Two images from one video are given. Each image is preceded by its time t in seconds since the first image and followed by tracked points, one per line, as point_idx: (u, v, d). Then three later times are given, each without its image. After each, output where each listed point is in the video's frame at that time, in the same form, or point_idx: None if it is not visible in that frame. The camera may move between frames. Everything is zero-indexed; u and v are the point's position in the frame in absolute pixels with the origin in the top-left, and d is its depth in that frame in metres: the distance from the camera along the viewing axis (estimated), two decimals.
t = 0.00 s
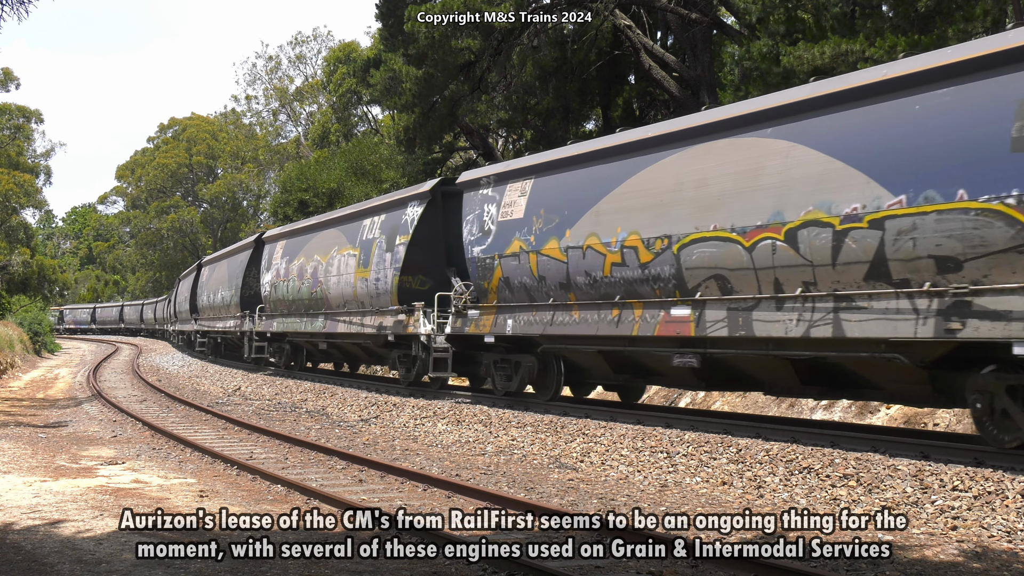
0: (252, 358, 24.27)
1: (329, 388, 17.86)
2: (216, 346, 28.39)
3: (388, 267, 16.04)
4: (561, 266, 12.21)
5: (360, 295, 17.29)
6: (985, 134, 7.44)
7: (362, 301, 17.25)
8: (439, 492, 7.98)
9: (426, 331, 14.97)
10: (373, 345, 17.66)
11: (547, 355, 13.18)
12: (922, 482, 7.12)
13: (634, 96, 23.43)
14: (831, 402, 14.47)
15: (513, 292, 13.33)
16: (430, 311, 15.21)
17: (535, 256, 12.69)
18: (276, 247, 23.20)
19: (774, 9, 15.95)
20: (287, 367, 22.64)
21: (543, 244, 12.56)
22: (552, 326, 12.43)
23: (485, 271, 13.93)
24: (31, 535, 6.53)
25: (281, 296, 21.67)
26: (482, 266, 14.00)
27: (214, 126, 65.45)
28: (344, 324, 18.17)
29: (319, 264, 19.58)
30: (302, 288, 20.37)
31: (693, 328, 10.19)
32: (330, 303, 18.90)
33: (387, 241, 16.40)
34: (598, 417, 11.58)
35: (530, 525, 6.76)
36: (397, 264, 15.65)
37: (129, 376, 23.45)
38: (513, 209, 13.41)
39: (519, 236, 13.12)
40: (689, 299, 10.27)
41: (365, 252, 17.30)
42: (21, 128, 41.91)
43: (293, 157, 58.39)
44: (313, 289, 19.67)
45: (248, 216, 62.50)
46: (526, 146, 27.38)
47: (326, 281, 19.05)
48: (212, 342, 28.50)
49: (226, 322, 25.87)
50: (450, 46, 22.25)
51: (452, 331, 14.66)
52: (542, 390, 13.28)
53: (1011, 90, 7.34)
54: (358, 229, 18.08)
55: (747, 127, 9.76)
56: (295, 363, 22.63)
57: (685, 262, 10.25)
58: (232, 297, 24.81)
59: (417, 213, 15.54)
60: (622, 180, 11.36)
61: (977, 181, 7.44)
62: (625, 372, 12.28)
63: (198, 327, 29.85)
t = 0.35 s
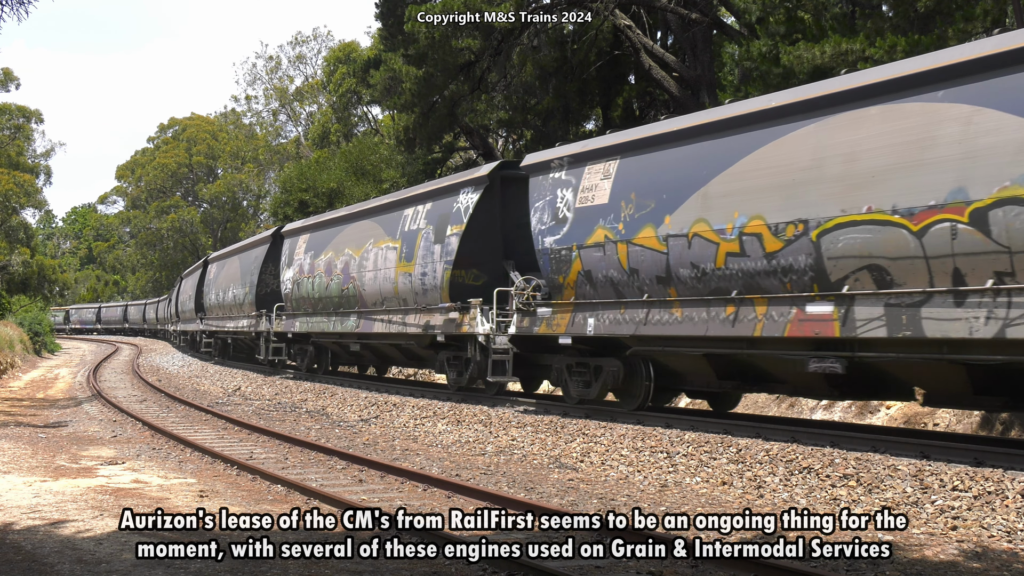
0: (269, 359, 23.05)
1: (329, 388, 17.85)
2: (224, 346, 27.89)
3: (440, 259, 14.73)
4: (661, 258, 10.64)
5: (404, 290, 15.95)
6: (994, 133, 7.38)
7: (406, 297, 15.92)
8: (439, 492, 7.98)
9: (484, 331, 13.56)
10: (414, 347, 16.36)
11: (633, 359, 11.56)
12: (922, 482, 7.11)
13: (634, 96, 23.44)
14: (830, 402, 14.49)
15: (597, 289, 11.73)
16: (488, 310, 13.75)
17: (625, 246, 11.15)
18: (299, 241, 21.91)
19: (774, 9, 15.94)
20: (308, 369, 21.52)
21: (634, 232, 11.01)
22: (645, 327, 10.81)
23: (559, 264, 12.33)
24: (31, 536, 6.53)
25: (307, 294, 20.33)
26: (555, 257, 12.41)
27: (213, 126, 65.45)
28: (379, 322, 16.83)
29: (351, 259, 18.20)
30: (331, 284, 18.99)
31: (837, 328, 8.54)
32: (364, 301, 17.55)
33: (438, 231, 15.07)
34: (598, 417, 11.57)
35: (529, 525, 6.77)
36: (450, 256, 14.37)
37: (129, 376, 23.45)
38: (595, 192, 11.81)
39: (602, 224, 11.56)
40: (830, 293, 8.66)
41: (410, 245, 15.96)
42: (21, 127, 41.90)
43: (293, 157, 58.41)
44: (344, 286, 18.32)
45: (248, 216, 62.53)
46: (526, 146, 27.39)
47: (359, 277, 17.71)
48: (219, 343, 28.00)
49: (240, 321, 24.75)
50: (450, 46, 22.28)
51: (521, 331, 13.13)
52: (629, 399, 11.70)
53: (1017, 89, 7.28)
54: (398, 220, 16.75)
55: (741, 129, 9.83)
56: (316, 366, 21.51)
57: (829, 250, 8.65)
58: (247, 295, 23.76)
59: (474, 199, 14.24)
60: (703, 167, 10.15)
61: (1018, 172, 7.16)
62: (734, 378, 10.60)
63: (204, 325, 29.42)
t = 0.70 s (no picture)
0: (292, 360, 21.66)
1: (329, 388, 17.85)
2: (234, 347, 27.11)
3: (502, 252, 13.20)
4: (793, 247, 9.10)
5: (457, 286, 14.38)
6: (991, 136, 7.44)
7: (459, 294, 14.36)
8: (439, 492, 7.97)
9: (558, 332, 12.09)
10: (466, 350, 14.93)
11: (747, 362, 10.13)
12: (922, 482, 7.11)
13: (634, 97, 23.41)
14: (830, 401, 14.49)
15: (707, 284, 10.23)
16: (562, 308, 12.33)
17: (745, 234, 9.61)
18: (327, 235, 20.32)
19: (774, 9, 15.93)
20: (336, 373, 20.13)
21: (757, 217, 9.50)
22: (772, 326, 9.28)
23: (656, 254, 10.86)
24: (31, 535, 6.53)
25: (337, 291, 18.76)
26: (651, 249, 10.94)
27: (213, 126, 65.39)
28: (425, 323, 15.30)
29: (392, 253, 16.59)
30: (367, 281, 17.40)
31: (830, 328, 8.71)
32: (406, 299, 16.00)
33: (498, 221, 13.50)
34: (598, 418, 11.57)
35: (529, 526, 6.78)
36: (516, 248, 12.84)
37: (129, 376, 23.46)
38: (703, 171, 10.29)
39: (714, 208, 10.04)
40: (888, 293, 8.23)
41: (463, 236, 14.36)
42: (21, 127, 41.94)
43: (293, 156, 58.45)
44: (382, 283, 16.78)
45: (248, 216, 62.54)
46: (526, 146, 27.39)
47: (400, 273, 16.14)
48: (229, 344, 27.17)
49: (257, 320, 23.36)
50: (451, 47, 22.37)
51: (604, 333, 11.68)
52: (739, 408, 10.29)
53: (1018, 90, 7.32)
54: (447, 210, 15.17)
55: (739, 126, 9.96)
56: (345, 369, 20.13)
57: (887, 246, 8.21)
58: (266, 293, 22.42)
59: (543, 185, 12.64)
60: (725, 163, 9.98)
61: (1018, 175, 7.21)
62: (878, 387, 9.21)
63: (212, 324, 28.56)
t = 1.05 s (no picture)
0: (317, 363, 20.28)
1: (329, 388, 17.85)
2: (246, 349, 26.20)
3: (582, 243, 11.77)
4: (909, 235, 8.09)
5: (524, 281, 12.95)
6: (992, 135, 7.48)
7: (527, 290, 12.93)
8: (439, 492, 7.97)
9: (654, 333, 10.66)
10: (531, 352, 13.55)
11: (905, 367, 8.60)
12: (922, 482, 7.11)
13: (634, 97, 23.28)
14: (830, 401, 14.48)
15: (859, 276, 8.60)
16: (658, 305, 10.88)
17: (911, 216, 8.05)
18: (358, 226, 18.71)
19: (773, 9, 15.95)
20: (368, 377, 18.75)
21: (928, 195, 7.91)
22: (948, 327, 7.78)
23: (789, 242, 9.25)
24: (31, 535, 6.53)
25: (374, 288, 17.19)
26: (781, 236, 9.32)
27: (213, 126, 65.35)
28: (483, 323, 13.90)
29: (442, 245, 15.08)
30: (411, 275, 15.87)
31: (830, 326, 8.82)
32: (460, 296, 14.56)
33: (577, 207, 12.01)
34: (599, 418, 11.65)
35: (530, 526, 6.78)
36: (600, 238, 11.41)
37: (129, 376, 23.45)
38: (850, 143, 8.72)
39: (866, 186, 8.48)
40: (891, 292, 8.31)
41: (534, 225, 12.88)
42: (21, 127, 42.02)
43: (293, 156, 58.48)
44: (429, 278, 15.32)
45: (248, 216, 62.52)
46: (526, 146, 27.40)
47: (452, 267, 14.68)
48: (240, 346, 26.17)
49: (277, 320, 21.90)
50: (451, 47, 22.35)
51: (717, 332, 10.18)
52: (893, 422, 8.75)
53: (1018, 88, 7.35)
54: (508, 198, 13.69)
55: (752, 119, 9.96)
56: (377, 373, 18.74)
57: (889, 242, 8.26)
58: (287, 291, 20.91)
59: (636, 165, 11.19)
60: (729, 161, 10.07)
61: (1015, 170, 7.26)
62: None
63: (221, 325, 27.44)
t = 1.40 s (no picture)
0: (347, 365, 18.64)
1: (329, 388, 17.85)
2: (259, 350, 24.93)
3: (689, 230, 10.12)
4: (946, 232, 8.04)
5: (610, 274, 11.29)
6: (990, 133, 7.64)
7: (612, 285, 11.29)
8: (439, 492, 7.97)
9: (785, 334, 9.01)
10: (613, 356, 11.91)
11: None
12: (922, 482, 7.12)
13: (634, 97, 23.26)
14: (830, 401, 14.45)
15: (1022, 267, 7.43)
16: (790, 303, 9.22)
17: None
18: (399, 217, 16.97)
19: (772, 9, 15.98)
20: (407, 382, 16.92)
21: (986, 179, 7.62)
22: None
23: (979, 225, 7.69)
24: (31, 535, 6.53)
25: (420, 284, 15.51)
26: (965, 216, 7.81)
27: (213, 126, 65.31)
28: (557, 322, 12.28)
29: (503, 236, 13.43)
30: (465, 270, 14.21)
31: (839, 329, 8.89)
32: (527, 292, 12.91)
33: (681, 189, 10.35)
34: (598, 417, 11.55)
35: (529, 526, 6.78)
36: (713, 224, 9.76)
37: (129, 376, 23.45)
38: None
39: None
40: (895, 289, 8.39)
41: (621, 211, 11.20)
42: (21, 127, 42.00)
43: (293, 156, 58.52)
44: (487, 274, 13.68)
45: (248, 216, 62.48)
46: (526, 146, 27.40)
47: (518, 260, 13.01)
48: (253, 347, 24.88)
49: (301, 319, 20.34)
50: (451, 47, 22.32)
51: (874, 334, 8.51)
52: None
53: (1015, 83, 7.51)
54: (586, 181, 12.00)
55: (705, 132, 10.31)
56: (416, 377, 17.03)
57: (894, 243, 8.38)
58: (314, 290, 19.33)
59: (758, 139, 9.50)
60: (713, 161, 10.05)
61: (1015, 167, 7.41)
62: None
63: (231, 324, 26.21)
